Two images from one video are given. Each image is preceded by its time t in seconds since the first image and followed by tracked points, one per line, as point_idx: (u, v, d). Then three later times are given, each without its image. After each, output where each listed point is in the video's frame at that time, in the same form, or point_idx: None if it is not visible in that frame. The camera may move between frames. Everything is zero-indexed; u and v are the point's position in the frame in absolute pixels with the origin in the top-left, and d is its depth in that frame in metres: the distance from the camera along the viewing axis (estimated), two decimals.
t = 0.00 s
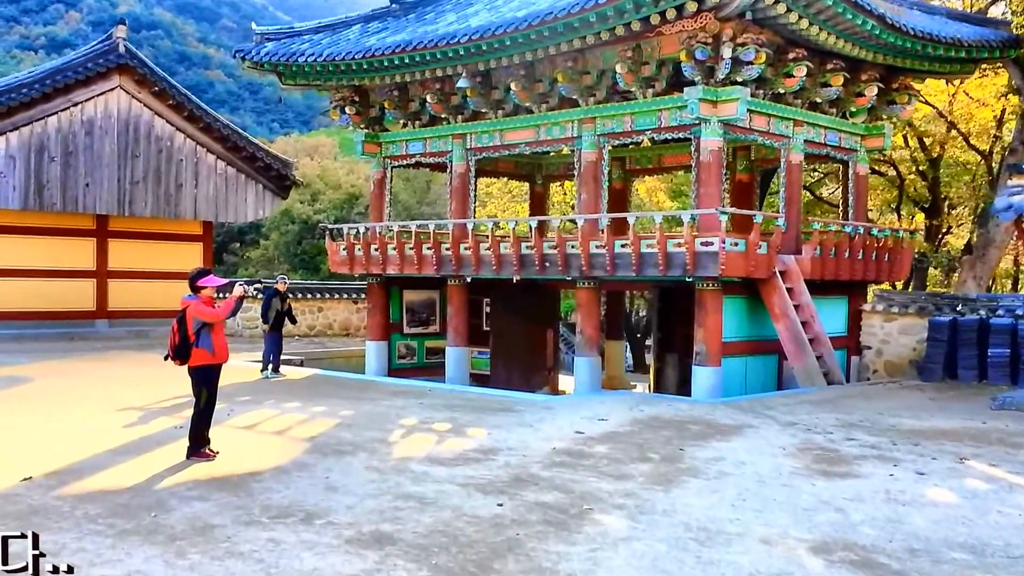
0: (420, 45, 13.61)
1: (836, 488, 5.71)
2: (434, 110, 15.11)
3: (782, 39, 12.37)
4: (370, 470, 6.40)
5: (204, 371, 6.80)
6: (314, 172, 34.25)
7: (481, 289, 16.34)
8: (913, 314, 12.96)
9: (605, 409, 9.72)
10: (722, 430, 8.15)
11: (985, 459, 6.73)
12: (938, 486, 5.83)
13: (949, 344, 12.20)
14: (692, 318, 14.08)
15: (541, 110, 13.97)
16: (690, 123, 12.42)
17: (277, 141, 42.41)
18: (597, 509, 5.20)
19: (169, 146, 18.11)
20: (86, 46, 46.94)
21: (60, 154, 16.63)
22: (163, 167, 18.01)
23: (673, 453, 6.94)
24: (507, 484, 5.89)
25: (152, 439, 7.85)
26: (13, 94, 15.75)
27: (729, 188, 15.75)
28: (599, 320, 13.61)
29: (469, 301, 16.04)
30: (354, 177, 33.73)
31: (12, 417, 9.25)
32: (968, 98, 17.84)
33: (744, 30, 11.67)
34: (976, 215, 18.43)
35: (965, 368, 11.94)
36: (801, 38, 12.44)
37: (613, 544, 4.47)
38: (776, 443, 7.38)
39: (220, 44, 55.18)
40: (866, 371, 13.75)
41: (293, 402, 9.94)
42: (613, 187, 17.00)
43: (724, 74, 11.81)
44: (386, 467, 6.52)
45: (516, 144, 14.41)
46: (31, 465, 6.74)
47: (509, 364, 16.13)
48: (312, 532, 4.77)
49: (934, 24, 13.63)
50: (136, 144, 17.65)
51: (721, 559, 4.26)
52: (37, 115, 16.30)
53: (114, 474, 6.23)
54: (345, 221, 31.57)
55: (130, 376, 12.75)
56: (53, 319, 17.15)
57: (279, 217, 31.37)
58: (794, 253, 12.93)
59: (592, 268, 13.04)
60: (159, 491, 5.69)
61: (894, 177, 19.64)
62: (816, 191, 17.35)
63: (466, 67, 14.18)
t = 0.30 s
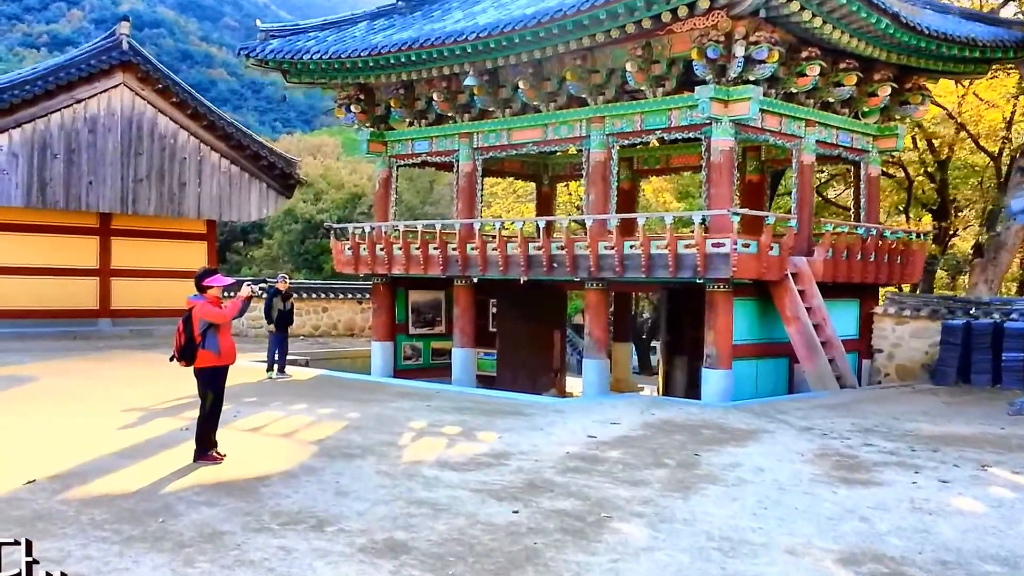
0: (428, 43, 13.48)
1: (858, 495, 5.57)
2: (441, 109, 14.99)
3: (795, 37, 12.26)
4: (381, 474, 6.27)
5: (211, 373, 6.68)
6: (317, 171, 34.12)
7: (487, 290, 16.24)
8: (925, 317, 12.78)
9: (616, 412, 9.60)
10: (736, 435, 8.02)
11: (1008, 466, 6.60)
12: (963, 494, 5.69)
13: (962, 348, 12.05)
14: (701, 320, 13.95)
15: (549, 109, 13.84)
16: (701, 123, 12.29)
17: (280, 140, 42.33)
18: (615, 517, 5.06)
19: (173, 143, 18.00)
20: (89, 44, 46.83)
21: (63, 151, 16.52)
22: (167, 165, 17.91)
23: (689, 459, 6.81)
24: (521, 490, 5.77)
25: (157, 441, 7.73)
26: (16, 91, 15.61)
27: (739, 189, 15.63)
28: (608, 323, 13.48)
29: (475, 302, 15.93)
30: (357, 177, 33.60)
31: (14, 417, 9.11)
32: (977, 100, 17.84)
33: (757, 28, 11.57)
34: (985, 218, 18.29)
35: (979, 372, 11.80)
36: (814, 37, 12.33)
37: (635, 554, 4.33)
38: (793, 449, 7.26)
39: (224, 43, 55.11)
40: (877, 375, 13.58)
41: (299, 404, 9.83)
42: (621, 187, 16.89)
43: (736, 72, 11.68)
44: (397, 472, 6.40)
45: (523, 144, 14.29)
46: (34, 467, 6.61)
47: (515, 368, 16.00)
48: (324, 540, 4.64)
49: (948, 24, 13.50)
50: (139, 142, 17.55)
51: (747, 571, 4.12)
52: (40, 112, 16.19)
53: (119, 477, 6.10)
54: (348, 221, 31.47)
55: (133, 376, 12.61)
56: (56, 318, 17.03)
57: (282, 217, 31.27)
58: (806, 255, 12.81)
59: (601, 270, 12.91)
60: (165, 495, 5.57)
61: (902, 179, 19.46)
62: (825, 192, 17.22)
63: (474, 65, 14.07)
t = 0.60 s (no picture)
0: (435, 40, 13.35)
1: (883, 504, 5.43)
2: (448, 107, 14.85)
3: (807, 36, 12.12)
4: (392, 479, 6.14)
5: (218, 374, 6.53)
6: (321, 171, 33.99)
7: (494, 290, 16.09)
8: (938, 321, 12.94)
9: (627, 416, 9.48)
10: (752, 441, 7.89)
11: None
12: (990, 503, 5.55)
13: (976, 353, 11.90)
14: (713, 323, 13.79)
15: (558, 108, 13.69)
16: (711, 122, 12.12)
17: (284, 140, 42.21)
18: (635, 526, 4.92)
19: (176, 142, 17.90)
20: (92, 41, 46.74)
21: (66, 149, 16.40)
22: (171, 164, 17.81)
23: (706, 466, 6.67)
24: (536, 497, 5.63)
25: (162, 443, 7.60)
26: (19, 88, 15.48)
27: (749, 189, 15.49)
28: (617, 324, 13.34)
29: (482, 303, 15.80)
30: (360, 177, 33.44)
31: (16, 418, 8.98)
32: (986, 102, 17.50)
33: (769, 26, 11.48)
34: (994, 221, 18.12)
35: (993, 377, 11.66)
36: (827, 36, 12.18)
37: (658, 566, 4.20)
38: (811, 456, 7.13)
39: (227, 42, 55.03)
40: (889, 379, 13.43)
41: (306, 406, 9.71)
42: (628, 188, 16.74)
43: (748, 71, 11.55)
44: (408, 477, 6.26)
45: (531, 143, 14.13)
46: (37, 469, 6.48)
47: (522, 369, 15.89)
48: (336, 548, 4.51)
49: (962, 23, 13.35)
50: (143, 140, 17.44)
51: None
52: (43, 108, 16.05)
53: (125, 481, 5.97)
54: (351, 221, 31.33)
55: (137, 376, 12.49)
56: (60, 317, 16.92)
57: (286, 216, 31.14)
58: (817, 257, 12.67)
59: (610, 271, 12.77)
60: (172, 501, 5.43)
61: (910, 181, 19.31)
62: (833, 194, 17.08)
63: (481, 63, 13.93)
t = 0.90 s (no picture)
0: (442, 35, 13.17)
1: (910, 510, 5.28)
2: (455, 103, 14.68)
3: (820, 31, 11.95)
4: (404, 482, 5.99)
5: (225, 373, 6.38)
6: (324, 167, 33.82)
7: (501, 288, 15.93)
8: (953, 322, 12.84)
9: (640, 417, 9.34)
10: (769, 443, 7.75)
11: None
12: (1020, 509, 5.40)
13: (992, 353, 11.78)
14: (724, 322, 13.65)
15: (566, 103, 13.50)
16: (723, 118, 11.91)
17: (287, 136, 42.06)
18: (657, 532, 4.76)
19: (180, 137, 17.75)
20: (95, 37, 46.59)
21: (69, 143, 16.26)
22: (174, 159, 17.66)
23: (724, 469, 6.52)
24: (553, 501, 5.48)
25: (168, 443, 7.46)
26: (21, 82, 15.36)
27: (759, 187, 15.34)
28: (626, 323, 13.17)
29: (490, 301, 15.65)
30: (364, 173, 33.22)
31: (19, 416, 8.85)
32: (995, 100, 17.14)
33: (782, 21, 11.21)
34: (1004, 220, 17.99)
35: (1011, 379, 11.44)
36: (841, 32, 12.00)
37: None
38: (832, 460, 6.99)
39: (230, 38, 54.87)
40: (903, 380, 13.38)
41: (313, 405, 9.57)
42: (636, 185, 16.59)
43: (760, 67, 11.37)
44: (420, 479, 6.12)
45: (538, 139, 13.94)
46: (40, 469, 6.34)
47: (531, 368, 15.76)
48: (349, 554, 4.35)
49: (975, 20, 13.18)
50: (147, 135, 17.29)
51: None
52: (46, 102, 15.90)
53: (130, 482, 5.82)
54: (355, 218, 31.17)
55: (141, 374, 12.35)
56: (63, 313, 16.80)
57: (289, 213, 30.98)
58: (831, 256, 12.52)
59: (619, 269, 12.62)
60: (180, 503, 5.28)
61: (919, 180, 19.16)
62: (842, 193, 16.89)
63: (488, 59, 13.74)
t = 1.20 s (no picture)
0: (449, 19, 12.95)
1: (940, 505, 5.12)
2: (461, 88, 14.46)
3: (834, 15, 11.75)
4: (418, 474, 5.83)
5: (234, 361, 6.23)
6: (327, 154, 33.60)
7: (508, 276, 15.72)
8: (968, 309, 12.61)
9: (653, 407, 9.18)
10: (786, 434, 7.59)
11: None
12: None
13: (1009, 343, 11.63)
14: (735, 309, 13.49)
15: (574, 88, 13.29)
16: (735, 103, 11.69)
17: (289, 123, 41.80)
18: (682, 527, 4.61)
19: (184, 122, 17.54)
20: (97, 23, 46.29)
21: (72, 128, 16.08)
22: (178, 145, 17.46)
23: (744, 462, 6.36)
24: (572, 494, 5.32)
25: (175, 433, 7.31)
26: (24, 66, 15.18)
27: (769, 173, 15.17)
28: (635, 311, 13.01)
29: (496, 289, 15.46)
30: (367, 160, 32.94)
31: (24, 405, 8.70)
32: (1006, 86, 17.01)
33: (795, 4, 11.03)
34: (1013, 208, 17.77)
35: None
36: (855, 15, 11.78)
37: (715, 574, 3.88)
38: (853, 452, 6.84)
39: (232, 25, 54.52)
40: (916, 369, 13.23)
41: (321, 394, 9.43)
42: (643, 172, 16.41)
43: (774, 51, 11.18)
44: (434, 471, 5.96)
45: (547, 125, 13.74)
46: (44, 459, 6.19)
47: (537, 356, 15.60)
48: (365, 550, 4.20)
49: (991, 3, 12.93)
50: (150, 120, 17.09)
51: None
52: (48, 87, 15.72)
53: (137, 474, 5.67)
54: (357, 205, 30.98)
55: (145, 362, 12.20)
56: (65, 300, 16.64)
57: (291, 200, 30.78)
58: (844, 243, 12.34)
59: (629, 256, 12.44)
60: (188, 496, 5.13)
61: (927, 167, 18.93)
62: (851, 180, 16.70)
63: (496, 43, 13.54)
